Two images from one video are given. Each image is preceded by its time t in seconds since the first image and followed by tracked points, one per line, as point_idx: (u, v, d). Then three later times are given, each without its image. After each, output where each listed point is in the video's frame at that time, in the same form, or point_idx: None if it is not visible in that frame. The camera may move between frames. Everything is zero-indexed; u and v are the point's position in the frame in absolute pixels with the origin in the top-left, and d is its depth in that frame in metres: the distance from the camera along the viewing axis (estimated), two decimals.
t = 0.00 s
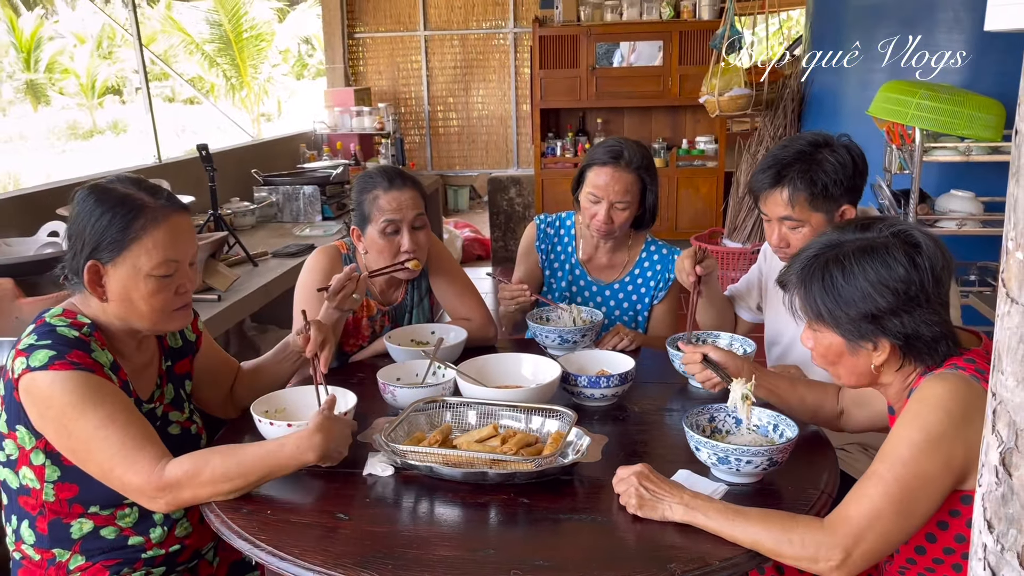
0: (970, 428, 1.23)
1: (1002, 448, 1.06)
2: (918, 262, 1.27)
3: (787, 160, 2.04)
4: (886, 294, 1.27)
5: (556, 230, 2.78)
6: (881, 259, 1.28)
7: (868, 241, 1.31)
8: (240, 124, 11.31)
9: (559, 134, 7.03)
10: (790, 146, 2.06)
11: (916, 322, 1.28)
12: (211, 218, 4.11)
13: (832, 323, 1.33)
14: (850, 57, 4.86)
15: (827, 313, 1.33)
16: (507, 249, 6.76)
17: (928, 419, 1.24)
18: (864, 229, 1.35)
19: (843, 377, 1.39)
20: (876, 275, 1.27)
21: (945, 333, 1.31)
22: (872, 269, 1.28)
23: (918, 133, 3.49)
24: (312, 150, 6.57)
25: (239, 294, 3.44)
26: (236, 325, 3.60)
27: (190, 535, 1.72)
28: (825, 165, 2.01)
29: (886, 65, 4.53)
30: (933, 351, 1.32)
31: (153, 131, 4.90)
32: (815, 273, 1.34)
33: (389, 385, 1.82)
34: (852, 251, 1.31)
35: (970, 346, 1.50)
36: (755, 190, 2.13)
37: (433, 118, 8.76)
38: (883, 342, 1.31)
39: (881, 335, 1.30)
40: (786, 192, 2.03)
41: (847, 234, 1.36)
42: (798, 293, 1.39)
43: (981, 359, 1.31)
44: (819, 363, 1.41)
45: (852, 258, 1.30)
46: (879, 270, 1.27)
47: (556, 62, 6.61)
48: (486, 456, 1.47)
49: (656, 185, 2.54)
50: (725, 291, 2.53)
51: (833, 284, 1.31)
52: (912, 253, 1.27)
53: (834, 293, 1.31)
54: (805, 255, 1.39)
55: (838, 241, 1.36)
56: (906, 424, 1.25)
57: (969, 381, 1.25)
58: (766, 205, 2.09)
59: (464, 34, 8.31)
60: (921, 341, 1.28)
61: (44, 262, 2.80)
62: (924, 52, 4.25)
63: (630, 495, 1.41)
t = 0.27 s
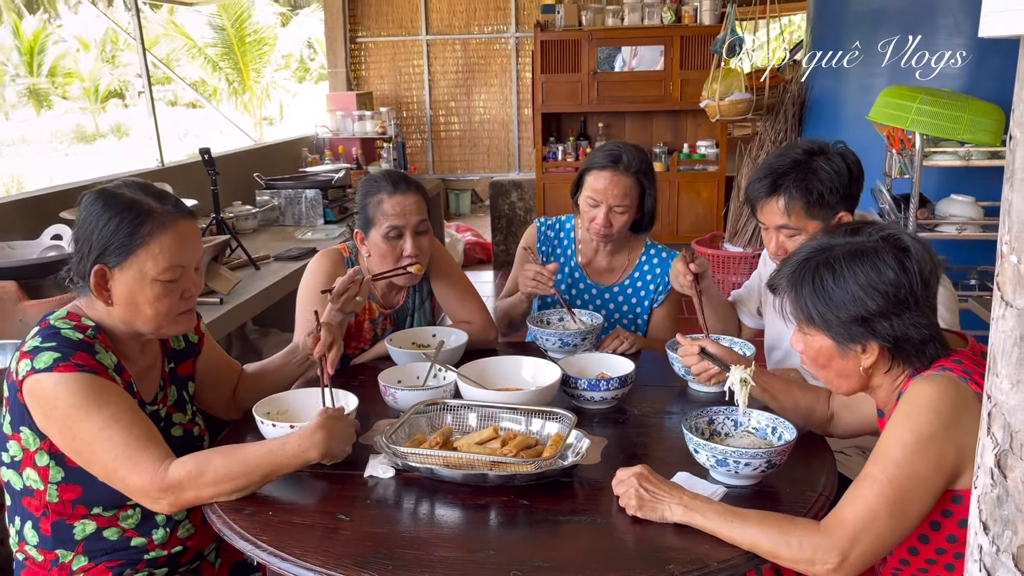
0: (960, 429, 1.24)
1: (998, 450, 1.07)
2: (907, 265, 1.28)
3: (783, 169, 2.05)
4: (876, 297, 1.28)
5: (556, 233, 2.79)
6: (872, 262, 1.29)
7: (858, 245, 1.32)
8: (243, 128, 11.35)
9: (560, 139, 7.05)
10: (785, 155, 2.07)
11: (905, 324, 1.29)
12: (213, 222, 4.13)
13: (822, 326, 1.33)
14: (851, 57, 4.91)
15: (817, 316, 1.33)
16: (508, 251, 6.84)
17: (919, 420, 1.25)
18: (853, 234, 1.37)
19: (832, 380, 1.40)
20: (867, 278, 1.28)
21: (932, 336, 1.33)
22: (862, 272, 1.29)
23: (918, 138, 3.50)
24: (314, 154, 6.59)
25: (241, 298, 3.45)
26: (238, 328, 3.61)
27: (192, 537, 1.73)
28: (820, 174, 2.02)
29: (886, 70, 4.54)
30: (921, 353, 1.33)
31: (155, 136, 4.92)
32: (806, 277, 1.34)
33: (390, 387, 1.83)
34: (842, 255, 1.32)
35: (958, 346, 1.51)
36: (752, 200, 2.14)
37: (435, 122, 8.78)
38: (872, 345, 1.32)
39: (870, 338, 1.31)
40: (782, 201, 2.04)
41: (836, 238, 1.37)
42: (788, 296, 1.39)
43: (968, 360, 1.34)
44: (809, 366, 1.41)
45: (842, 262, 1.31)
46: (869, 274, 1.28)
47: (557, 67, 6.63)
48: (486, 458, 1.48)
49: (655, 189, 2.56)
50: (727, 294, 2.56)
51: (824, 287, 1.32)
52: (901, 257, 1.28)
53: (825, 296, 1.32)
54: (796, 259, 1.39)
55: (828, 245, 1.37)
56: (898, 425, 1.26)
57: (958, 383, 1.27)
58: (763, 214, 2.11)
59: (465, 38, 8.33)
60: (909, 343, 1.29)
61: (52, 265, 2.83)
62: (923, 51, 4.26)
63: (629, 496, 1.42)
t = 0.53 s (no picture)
0: (945, 430, 1.26)
1: (990, 451, 1.09)
2: (892, 269, 1.29)
3: (775, 178, 2.06)
4: (862, 300, 1.28)
5: (555, 236, 2.80)
6: (857, 266, 1.29)
7: (844, 249, 1.33)
8: (243, 132, 11.38)
9: (560, 142, 7.07)
10: (777, 163, 2.08)
11: (890, 327, 1.30)
12: (213, 225, 4.14)
13: (808, 329, 1.34)
14: (851, 56, 4.94)
15: (803, 319, 1.34)
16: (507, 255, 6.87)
17: (905, 422, 1.26)
18: (840, 238, 1.37)
19: (818, 382, 1.40)
20: (852, 282, 1.29)
21: (917, 339, 1.34)
22: (848, 275, 1.30)
23: (916, 141, 3.51)
24: (314, 157, 6.61)
25: (241, 300, 3.46)
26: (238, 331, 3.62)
27: (191, 538, 1.73)
28: (811, 182, 2.03)
29: (884, 73, 4.55)
30: (906, 356, 1.34)
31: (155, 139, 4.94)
32: (793, 280, 1.35)
33: (389, 389, 1.84)
34: (828, 258, 1.32)
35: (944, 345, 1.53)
36: (745, 208, 2.16)
37: (435, 126, 8.80)
38: (858, 348, 1.32)
39: (856, 341, 1.31)
40: (774, 209, 2.06)
41: (822, 241, 1.38)
42: (775, 299, 1.40)
43: (952, 363, 1.35)
44: (795, 368, 1.42)
45: (829, 265, 1.32)
46: (855, 278, 1.29)
47: (557, 70, 6.66)
48: (483, 458, 1.49)
49: (653, 192, 2.57)
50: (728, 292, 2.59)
51: (810, 290, 1.32)
52: (886, 260, 1.29)
53: (811, 299, 1.32)
54: (783, 262, 1.40)
55: (814, 248, 1.37)
56: (884, 429, 1.27)
57: (941, 385, 1.29)
58: (756, 222, 2.13)
59: (465, 42, 8.35)
60: (894, 346, 1.30)
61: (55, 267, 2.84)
62: (923, 51, 4.26)
63: (627, 496, 1.42)
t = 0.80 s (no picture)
0: (927, 433, 1.26)
1: (983, 452, 1.09)
2: (876, 276, 1.29)
3: (767, 183, 2.07)
4: (844, 306, 1.29)
5: (551, 238, 2.81)
6: (842, 272, 1.29)
7: (830, 253, 1.33)
8: (242, 134, 11.39)
9: (559, 145, 7.08)
10: (768, 168, 2.09)
11: (870, 334, 1.30)
12: (211, 228, 4.15)
13: (789, 331, 1.35)
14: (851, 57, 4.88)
15: (784, 320, 1.35)
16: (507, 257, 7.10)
17: (887, 427, 1.26)
18: (827, 242, 1.37)
19: (797, 383, 1.41)
20: (836, 287, 1.29)
21: (896, 346, 1.35)
22: (832, 280, 1.30)
23: (913, 143, 3.51)
24: (313, 160, 6.62)
25: (239, 303, 3.47)
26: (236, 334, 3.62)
27: (188, 540, 1.74)
28: (804, 187, 2.03)
29: (881, 75, 4.55)
30: (884, 363, 1.35)
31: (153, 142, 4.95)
32: (777, 281, 1.35)
33: (385, 391, 1.84)
34: (814, 262, 1.33)
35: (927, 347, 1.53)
36: (737, 214, 2.16)
37: (433, 128, 8.82)
38: (836, 352, 1.33)
39: (835, 345, 1.32)
40: (766, 214, 2.06)
41: (810, 244, 1.38)
42: (759, 299, 1.40)
43: (930, 366, 1.36)
44: (776, 368, 1.43)
45: (814, 268, 1.32)
46: (839, 283, 1.29)
47: (555, 73, 6.67)
48: (479, 460, 1.49)
49: (647, 194, 2.58)
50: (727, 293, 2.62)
51: (794, 293, 1.33)
52: (871, 268, 1.29)
53: (794, 301, 1.33)
54: (770, 262, 1.40)
55: (802, 251, 1.37)
56: (867, 435, 1.27)
57: (920, 388, 1.29)
58: (748, 227, 2.13)
59: (464, 44, 8.37)
60: (872, 353, 1.31)
61: (53, 269, 2.83)
62: (923, 51, 4.26)
63: (629, 495, 1.43)
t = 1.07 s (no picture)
0: (905, 436, 1.27)
1: (973, 453, 1.10)
2: (857, 284, 1.29)
3: (753, 190, 2.07)
4: (823, 312, 1.29)
5: (546, 240, 2.81)
6: (824, 278, 1.30)
7: (813, 259, 1.33)
8: (239, 137, 11.40)
9: (555, 147, 7.09)
10: (753, 175, 2.10)
11: (847, 341, 1.31)
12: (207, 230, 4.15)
13: (768, 334, 1.35)
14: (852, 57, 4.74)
15: (764, 322, 1.35)
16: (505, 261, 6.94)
17: (865, 432, 1.27)
18: (812, 247, 1.38)
19: (774, 385, 1.42)
20: (816, 293, 1.30)
21: (875, 353, 1.35)
22: (813, 286, 1.30)
23: (907, 145, 3.53)
24: (309, 162, 6.62)
25: (235, 306, 3.47)
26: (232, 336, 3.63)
27: (185, 544, 1.74)
28: (789, 193, 2.04)
29: (876, 78, 4.56)
30: (861, 369, 1.36)
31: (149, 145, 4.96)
32: (759, 284, 1.36)
33: (380, 394, 1.84)
34: (796, 267, 1.33)
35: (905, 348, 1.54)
36: (723, 222, 2.16)
37: (430, 131, 8.82)
38: (813, 357, 1.34)
39: (812, 350, 1.33)
40: (752, 221, 2.07)
41: (795, 249, 1.38)
42: (741, 301, 1.40)
43: (907, 368, 1.37)
44: (754, 369, 1.43)
45: (796, 273, 1.32)
46: (820, 290, 1.30)
47: (551, 76, 6.68)
48: (474, 462, 1.49)
49: (639, 196, 2.59)
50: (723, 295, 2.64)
51: (774, 297, 1.33)
52: (853, 275, 1.29)
53: (774, 305, 1.33)
54: (754, 265, 1.40)
55: (786, 255, 1.38)
56: (846, 442, 1.28)
57: (896, 391, 1.30)
58: (735, 234, 2.13)
59: (460, 47, 8.38)
60: (848, 359, 1.32)
61: (49, 273, 2.82)
62: (923, 51, 4.28)
63: (628, 496, 1.45)
